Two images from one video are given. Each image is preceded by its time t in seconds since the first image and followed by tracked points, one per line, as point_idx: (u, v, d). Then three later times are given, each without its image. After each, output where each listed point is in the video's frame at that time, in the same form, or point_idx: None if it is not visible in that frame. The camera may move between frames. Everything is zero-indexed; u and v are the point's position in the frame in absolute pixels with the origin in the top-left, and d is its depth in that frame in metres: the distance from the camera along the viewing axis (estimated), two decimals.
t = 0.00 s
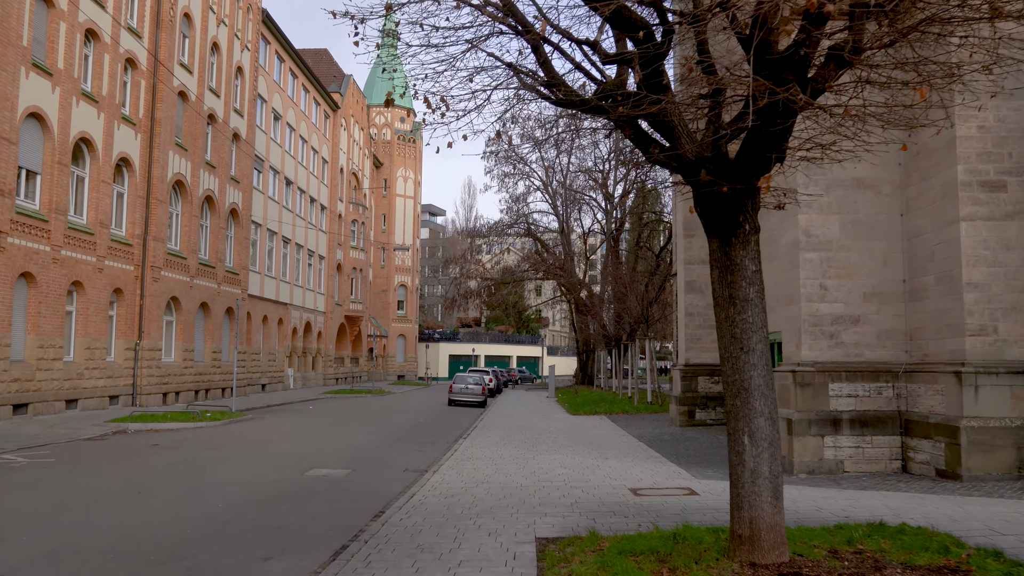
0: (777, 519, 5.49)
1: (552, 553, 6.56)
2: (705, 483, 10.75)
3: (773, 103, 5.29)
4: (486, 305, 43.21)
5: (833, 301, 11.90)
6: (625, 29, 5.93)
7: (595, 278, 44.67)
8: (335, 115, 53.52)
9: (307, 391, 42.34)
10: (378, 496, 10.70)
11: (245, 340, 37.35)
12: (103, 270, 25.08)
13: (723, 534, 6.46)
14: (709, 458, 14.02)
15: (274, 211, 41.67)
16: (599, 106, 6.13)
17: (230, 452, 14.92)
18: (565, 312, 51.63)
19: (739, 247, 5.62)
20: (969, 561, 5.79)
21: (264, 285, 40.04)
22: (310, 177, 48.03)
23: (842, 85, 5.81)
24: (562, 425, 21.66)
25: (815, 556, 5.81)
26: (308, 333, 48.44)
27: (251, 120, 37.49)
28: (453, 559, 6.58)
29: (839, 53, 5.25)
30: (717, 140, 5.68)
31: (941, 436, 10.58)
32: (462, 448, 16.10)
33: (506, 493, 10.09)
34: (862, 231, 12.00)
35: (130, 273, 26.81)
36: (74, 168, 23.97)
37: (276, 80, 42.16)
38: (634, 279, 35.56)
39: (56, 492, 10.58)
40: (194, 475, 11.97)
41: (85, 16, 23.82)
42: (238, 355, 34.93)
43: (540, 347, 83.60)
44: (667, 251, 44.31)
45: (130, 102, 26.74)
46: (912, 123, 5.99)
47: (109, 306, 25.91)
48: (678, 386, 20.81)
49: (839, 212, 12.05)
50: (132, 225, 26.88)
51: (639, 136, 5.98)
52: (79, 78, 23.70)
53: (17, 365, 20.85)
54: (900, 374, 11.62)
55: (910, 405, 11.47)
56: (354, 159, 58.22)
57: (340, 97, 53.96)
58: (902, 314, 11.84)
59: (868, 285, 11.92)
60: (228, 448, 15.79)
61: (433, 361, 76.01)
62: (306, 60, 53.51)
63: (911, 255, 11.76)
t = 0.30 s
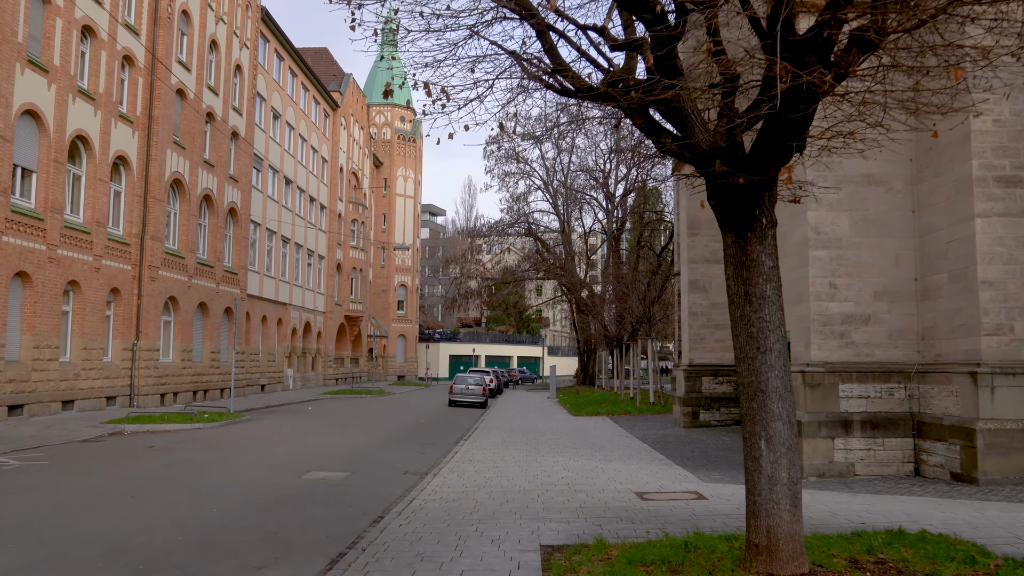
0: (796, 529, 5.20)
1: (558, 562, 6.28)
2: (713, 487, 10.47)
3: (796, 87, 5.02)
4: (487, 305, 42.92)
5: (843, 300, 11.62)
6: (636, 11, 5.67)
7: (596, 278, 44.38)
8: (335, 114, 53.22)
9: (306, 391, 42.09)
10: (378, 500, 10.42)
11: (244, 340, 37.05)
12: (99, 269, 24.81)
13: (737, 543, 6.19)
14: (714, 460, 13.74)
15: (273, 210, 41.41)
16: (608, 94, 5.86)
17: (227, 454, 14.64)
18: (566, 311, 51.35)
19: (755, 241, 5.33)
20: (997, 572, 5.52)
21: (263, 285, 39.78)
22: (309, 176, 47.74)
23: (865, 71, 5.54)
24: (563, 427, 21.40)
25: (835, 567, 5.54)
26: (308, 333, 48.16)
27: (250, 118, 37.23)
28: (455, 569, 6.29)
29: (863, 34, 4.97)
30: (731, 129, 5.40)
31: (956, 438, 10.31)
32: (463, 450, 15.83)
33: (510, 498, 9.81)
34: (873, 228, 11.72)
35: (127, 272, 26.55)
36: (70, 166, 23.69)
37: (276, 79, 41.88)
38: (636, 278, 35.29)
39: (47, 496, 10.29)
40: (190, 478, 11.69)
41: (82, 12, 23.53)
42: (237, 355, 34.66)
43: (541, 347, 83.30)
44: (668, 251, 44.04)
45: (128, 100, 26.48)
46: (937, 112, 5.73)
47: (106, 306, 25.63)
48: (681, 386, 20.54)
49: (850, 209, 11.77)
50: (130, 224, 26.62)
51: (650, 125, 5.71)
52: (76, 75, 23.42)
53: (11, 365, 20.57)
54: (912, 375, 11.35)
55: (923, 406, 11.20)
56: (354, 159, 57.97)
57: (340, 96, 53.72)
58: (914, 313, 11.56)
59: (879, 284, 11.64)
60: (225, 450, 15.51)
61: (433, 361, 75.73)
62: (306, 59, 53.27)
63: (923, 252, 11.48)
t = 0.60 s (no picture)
0: (813, 540, 4.90)
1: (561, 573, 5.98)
2: (720, 491, 10.17)
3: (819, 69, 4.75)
4: (488, 305, 42.63)
5: (852, 299, 11.32)
6: None
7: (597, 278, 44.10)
8: (335, 112, 52.97)
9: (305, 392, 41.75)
10: (374, 505, 10.13)
11: (243, 339, 36.73)
12: (95, 268, 24.51)
13: (749, 554, 5.90)
14: (719, 463, 13.44)
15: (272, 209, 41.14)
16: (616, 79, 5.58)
17: (221, 456, 14.35)
18: (567, 311, 51.05)
19: (771, 236, 5.04)
20: None
21: (262, 285, 39.50)
22: (309, 175, 47.47)
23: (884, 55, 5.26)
24: (564, 428, 21.11)
25: None
26: (307, 333, 47.90)
27: (249, 117, 36.97)
28: None
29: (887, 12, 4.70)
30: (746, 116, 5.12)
31: (969, 442, 10.01)
32: (462, 452, 15.52)
33: (509, 503, 9.52)
34: (883, 225, 11.42)
35: (124, 272, 26.27)
36: (65, 164, 23.41)
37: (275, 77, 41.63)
38: (637, 278, 35.00)
39: (34, 500, 10.01)
40: (182, 481, 11.41)
41: (77, 8, 23.26)
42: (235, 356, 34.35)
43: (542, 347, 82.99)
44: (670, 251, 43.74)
45: (124, 98, 26.21)
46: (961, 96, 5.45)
47: (102, 306, 25.34)
48: (684, 387, 20.24)
49: (859, 205, 11.47)
50: (126, 222, 26.34)
51: (659, 112, 5.44)
52: (71, 72, 23.14)
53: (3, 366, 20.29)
54: (923, 376, 11.06)
55: (934, 408, 10.90)
56: (354, 158, 57.70)
57: (340, 94, 53.46)
58: (925, 312, 11.25)
59: (890, 283, 11.33)
60: (220, 452, 15.22)
61: (433, 362, 75.44)
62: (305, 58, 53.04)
63: (935, 250, 11.18)
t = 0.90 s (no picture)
0: (835, 550, 4.61)
1: None
2: (727, 495, 9.88)
3: (841, 47, 4.48)
4: (488, 305, 42.34)
5: (863, 297, 11.04)
6: None
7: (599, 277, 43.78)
8: (333, 111, 52.54)
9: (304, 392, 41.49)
10: (372, 510, 9.83)
11: (241, 340, 36.46)
12: (91, 268, 24.23)
13: (765, 564, 5.61)
14: (725, 465, 13.15)
15: (271, 209, 40.81)
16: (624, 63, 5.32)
17: (216, 458, 14.07)
18: (568, 312, 50.74)
19: (789, 227, 4.76)
20: None
21: (261, 285, 39.22)
22: (308, 174, 47.17)
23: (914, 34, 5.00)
24: (565, 429, 20.81)
25: None
26: (307, 334, 47.63)
27: (247, 115, 36.69)
28: None
29: None
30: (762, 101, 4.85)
31: (985, 443, 9.72)
32: (463, 454, 15.23)
33: (510, 507, 9.24)
34: (894, 221, 11.13)
35: (120, 271, 26.00)
36: (60, 162, 23.13)
37: (274, 76, 41.35)
38: (639, 277, 34.70)
39: (22, 504, 9.73)
40: (175, 486, 11.12)
41: (72, 4, 22.96)
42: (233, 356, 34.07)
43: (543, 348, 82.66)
44: (671, 250, 43.42)
45: (120, 96, 25.94)
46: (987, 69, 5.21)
47: (98, 306, 25.06)
48: (688, 388, 19.96)
49: (869, 200, 11.18)
50: (122, 222, 26.05)
51: (670, 98, 5.18)
52: (66, 69, 22.86)
53: None
54: (936, 375, 10.77)
55: (948, 409, 10.62)
56: (354, 158, 57.38)
57: (340, 93, 53.19)
58: (938, 310, 10.96)
59: (901, 280, 11.04)
60: (216, 453, 14.93)
61: (433, 362, 75.14)
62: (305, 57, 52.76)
63: (947, 247, 10.90)
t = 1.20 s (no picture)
0: (866, 561, 4.29)
1: None
2: (739, 497, 9.57)
3: (876, 17, 4.18)
4: (490, 304, 41.99)
5: (877, 293, 10.72)
6: None
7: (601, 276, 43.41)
8: (333, 110, 52.17)
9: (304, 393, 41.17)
10: (372, 513, 9.53)
11: (241, 339, 36.17)
12: (88, 266, 23.92)
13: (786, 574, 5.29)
14: (734, 466, 12.83)
15: (271, 207, 40.47)
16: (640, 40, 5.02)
17: (213, 460, 13.75)
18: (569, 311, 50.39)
19: (816, 213, 4.43)
20: None
21: (261, 284, 38.90)
22: (308, 173, 46.82)
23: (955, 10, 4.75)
24: (568, 430, 20.50)
25: None
26: (307, 333, 47.32)
27: (247, 112, 36.37)
28: None
29: None
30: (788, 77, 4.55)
31: (1006, 444, 9.40)
32: (465, 455, 14.92)
33: (516, 510, 8.95)
34: (909, 216, 10.80)
35: (118, 270, 25.69)
36: (57, 159, 22.83)
37: (273, 73, 41.04)
38: (641, 276, 34.36)
39: (12, 507, 9.42)
40: (170, 488, 10.81)
41: None
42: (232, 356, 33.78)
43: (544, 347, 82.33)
44: (674, 249, 43.08)
45: (118, 92, 25.66)
46: None
47: (96, 305, 24.76)
48: (693, 387, 19.66)
49: (884, 194, 10.86)
50: (120, 220, 25.74)
51: (690, 76, 4.89)
52: (63, 65, 22.56)
53: None
54: (953, 374, 10.45)
55: (966, 408, 10.30)
56: (354, 156, 57.03)
57: (340, 91, 52.86)
58: (955, 307, 10.65)
59: (916, 276, 10.72)
60: (214, 454, 14.62)
61: (434, 362, 74.81)
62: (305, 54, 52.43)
63: (964, 241, 10.58)
